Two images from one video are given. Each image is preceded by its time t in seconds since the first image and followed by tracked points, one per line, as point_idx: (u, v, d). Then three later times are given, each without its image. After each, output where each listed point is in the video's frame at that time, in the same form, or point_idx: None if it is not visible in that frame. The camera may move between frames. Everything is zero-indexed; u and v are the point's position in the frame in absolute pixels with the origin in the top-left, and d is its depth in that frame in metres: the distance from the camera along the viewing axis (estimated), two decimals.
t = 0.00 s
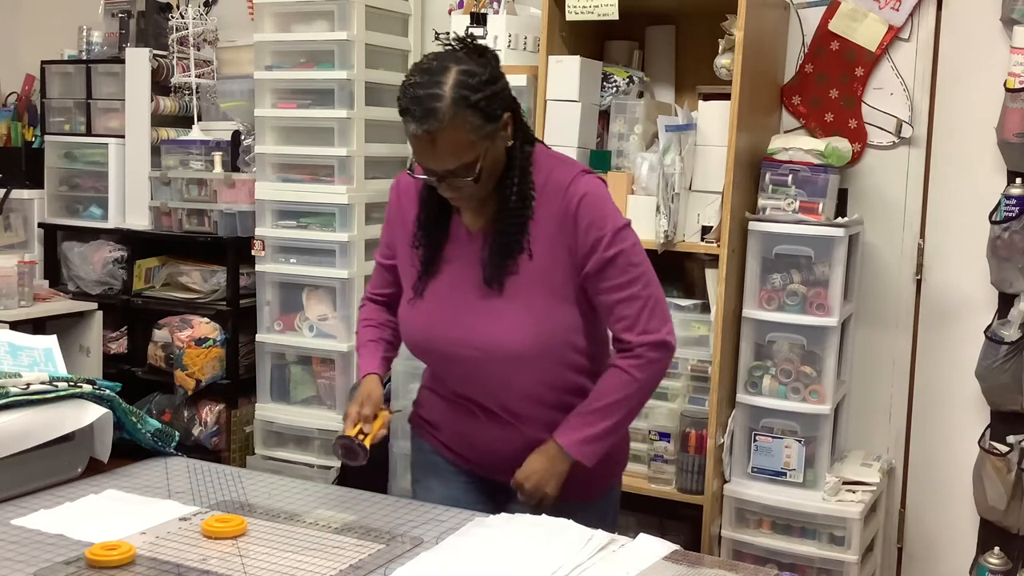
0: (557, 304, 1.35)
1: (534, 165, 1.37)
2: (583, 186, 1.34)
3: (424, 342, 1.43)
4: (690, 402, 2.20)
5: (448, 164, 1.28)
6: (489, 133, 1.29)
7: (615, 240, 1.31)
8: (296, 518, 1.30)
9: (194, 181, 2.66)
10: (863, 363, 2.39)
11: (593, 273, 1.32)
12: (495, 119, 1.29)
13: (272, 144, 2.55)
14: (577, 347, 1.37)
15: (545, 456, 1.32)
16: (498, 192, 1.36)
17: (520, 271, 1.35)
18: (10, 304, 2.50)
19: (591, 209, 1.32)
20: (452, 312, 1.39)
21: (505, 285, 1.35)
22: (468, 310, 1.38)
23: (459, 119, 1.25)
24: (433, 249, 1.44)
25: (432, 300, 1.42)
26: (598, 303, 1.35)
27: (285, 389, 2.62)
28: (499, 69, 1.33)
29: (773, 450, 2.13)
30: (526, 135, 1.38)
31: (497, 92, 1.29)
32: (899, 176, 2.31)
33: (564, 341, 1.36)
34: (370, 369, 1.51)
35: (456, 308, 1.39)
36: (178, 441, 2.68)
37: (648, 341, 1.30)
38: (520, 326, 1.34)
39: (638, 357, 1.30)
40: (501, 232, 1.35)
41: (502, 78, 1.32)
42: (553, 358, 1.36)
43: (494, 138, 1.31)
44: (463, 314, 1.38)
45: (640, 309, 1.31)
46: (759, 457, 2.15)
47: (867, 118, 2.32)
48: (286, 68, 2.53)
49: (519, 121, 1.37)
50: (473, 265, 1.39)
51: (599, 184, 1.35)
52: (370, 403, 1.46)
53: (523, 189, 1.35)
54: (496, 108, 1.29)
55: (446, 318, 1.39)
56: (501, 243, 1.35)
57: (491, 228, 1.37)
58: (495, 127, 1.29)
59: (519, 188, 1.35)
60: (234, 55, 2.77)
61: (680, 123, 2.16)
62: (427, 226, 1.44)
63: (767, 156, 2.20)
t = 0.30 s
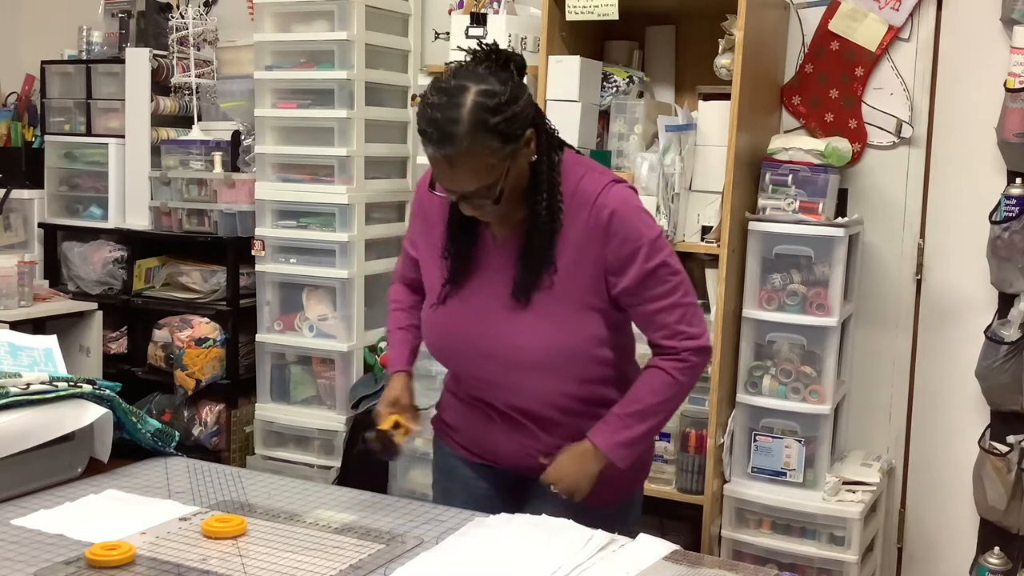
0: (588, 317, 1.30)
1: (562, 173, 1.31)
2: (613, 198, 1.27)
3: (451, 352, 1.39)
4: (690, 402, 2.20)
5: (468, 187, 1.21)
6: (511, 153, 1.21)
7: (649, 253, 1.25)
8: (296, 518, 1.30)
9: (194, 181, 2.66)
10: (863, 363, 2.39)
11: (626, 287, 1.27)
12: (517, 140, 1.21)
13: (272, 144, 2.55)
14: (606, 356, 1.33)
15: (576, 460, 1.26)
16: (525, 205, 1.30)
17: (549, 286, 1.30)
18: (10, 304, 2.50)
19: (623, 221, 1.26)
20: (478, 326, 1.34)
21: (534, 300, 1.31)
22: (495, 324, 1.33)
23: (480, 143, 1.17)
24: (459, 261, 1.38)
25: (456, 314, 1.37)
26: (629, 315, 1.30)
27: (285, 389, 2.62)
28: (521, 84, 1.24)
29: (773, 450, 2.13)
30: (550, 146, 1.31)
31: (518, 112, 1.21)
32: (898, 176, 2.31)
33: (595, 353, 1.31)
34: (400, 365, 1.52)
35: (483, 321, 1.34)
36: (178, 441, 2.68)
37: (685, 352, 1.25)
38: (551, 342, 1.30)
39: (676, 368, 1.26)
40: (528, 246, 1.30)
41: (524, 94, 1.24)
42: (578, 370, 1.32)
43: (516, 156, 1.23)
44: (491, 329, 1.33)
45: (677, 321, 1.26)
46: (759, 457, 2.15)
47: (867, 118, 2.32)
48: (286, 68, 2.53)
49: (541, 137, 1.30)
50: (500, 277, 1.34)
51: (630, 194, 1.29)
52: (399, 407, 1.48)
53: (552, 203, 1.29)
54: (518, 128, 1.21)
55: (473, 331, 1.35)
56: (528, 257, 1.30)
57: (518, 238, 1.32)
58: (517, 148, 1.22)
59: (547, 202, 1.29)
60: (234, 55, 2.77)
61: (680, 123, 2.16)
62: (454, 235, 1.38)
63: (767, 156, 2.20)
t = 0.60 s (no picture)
0: (603, 323, 1.28)
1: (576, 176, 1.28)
2: (627, 203, 1.24)
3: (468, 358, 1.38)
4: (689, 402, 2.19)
5: (475, 205, 1.20)
6: (517, 168, 1.20)
7: (667, 259, 1.22)
8: (296, 518, 1.30)
9: (194, 181, 2.66)
10: (863, 363, 2.39)
11: (644, 294, 1.24)
12: (522, 155, 1.19)
13: (272, 144, 2.55)
14: (624, 360, 1.31)
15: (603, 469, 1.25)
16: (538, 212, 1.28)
17: (564, 293, 1.28)
18: (10, 304, 2.50)
19: (639, 228, 1.23)
20: (494, 333, 1.33)
21: (550, 308, 1.29)
22: (510, 332, 1.32)
23: (483, 163, 1.16)
24: (475, 265, 1.36)
25: (472, 319, 1.36)
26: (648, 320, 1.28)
27: (285, 389, 2.62)
28: (525, 94, 1.21)
29: (773, 450, 2.13)
30: (561, 151, 1.28)
31: (522, 128, 1.18)
32: (898, 176, 2.31)
33: (613, 358, 1.30)
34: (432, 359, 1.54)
35: (498, 328, 1.33)
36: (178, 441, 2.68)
37: (708, 354, 1.24)
38: (567, 350, 1.29)
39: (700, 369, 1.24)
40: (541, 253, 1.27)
41: (529, 106, 1.21)
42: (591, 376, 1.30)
43: (522, 170, 1.21)
44: (506, 336, 1.32)
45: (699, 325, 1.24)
46: (759, 457, 2.15)
47: (867, 118, 2.32)
48: (286, 68, 2.53)
49: (550, 142, 1.27)
50: (516, 282, 1.32)
51: (646, 198, 1.25)
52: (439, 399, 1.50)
53: (563, 210, 1.26)
54: (522, 144, 1.19)
55: (489, 338, 1.34)
56: (542, 266, 1.27)
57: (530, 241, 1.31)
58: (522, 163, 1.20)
59: (559, 211, 1.26)
60: (235, 55, 2.77)
61: (680, 123, 2.16)
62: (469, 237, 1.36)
63: (767, 156, 2.20)
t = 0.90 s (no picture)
0: (600, 326, 1.28)
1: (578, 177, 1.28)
2: (627, 206, 1.23)
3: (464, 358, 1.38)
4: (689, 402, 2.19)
5: (475, 202, 1.20)
6: (518, 168, 1.19)
7: (665, 265, 1.22)
8: (296, 518, 1.30)
9: (194, 181, 2.66)
10: (863, 363, 2.39)
11: (638, 298, 1.23)
12: (524, 154, 1.19)
13: (272, 144, 2.55)
14: (620, 365, 1.30)
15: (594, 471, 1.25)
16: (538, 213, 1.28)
17: (561, 294, 1.28)
18: (10, 304, 2.50)
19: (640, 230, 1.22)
20: (491, 334, 1.33)
21: (548, 309, 1.28)
22: (508, 332, 1.31)
23: (483, 160, 1.15)
24: (477, 265, 1.37)
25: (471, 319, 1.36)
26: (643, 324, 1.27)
27: (285, 389, 2.62)
28: (530, 94, 1.21)
29: (773, 450, 2.13)
30: (563, 155, 1.28)
31: (525, 127, 1.18)
32: (898, 176, 2.31)
33: (609, 362, 1.29)
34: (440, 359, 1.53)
35: (496, 328, 1.32)
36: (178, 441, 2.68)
37: (703, 359, 1.23)
38: (563, 351, 1.28)
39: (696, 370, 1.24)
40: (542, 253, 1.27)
41: (534, 105, 1.20)
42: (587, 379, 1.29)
43: (524, 170, 1.21)
44: (504, 337, 1.32)
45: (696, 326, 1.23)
46: (759, 457, 2.15)
47: (867, 118, 2.32)
48: (286, 68, 2.53)
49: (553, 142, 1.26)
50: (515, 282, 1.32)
51: (646, 202, 1.24)
52: (433, 436, 1.46)
53: (563, 211, 1.26)
54: (525, 143, 1.18)
55: (486, 339, 1.34)
56: (542, 266, 1.27)
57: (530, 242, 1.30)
58: (523, 162, 1.19)
59: (560, 213, 1.26)
60: (234, 55, 2.77)
61: (680, 123, 2.16)
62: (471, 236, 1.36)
63: (767, 156, 2.20)
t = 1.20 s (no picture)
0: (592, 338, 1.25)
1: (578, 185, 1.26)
2: (623, 216, 1.22)
3: (460, 362, 1.36)
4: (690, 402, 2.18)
5: (474, 200, 1.18)
6: (521, 169, 1.18)
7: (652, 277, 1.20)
8: (296, 518, 1.30)
9: (194, 181, 2.66)
10: (863, 363, 2.39)
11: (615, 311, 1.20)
12: (527, 155, 1.18)
13: (272, 144, 2.55)
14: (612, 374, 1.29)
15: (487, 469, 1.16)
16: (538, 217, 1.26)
17: (555, 304, 1.25)
18: (10, 304, 2.50)
19: (627, 244, 1.20)
20: (484, 340, 1.31)
21: (543, 317, 1.26)
22: (498, 339, 1.30)
23: (486, 158, 1.14)
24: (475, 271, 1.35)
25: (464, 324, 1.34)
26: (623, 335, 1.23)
27: (285, 389, 2.62)
28: (538, 96, 1.20)
29: (773, 450, 2.13)
30: (565, 161, 1.26)
31: (530, 128, 1.16)
32: (898, 176, 2.31)
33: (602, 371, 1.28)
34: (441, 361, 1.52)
35: (490, 335, 1.30)
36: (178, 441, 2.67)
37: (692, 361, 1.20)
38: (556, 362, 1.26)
39: (622, 399, 1.19)
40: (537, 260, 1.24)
41: (541, 107, 1.19)
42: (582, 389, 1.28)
43: (526, 172, 1.20)
44: (499, 345, 1.29)
45: (643, 362, 1.18)
46: (759, 457, 2.15)
47: (867, 118, 2.32)
48: (286, 68, 2.53)
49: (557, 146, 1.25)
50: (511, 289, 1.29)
51: (645, 214, 1.23)
52: (416, 424, 1.35)
53: (562, 221, 1.23)
54: (529, 144, 1.17)
55: (481, 349, 1.32)
56: (539, 273, 1.24)
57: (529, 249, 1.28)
58: (525, 163, 1.18)
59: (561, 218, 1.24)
60: (234, 55, 2.77)
61: (680, 124, 2.15)
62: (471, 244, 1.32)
63: (767, 156, 2.20)
